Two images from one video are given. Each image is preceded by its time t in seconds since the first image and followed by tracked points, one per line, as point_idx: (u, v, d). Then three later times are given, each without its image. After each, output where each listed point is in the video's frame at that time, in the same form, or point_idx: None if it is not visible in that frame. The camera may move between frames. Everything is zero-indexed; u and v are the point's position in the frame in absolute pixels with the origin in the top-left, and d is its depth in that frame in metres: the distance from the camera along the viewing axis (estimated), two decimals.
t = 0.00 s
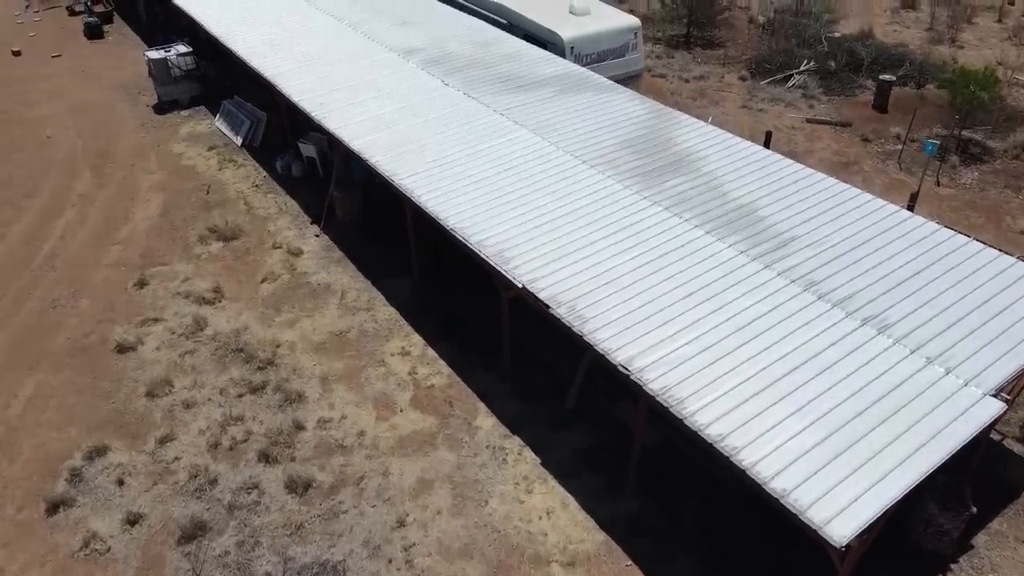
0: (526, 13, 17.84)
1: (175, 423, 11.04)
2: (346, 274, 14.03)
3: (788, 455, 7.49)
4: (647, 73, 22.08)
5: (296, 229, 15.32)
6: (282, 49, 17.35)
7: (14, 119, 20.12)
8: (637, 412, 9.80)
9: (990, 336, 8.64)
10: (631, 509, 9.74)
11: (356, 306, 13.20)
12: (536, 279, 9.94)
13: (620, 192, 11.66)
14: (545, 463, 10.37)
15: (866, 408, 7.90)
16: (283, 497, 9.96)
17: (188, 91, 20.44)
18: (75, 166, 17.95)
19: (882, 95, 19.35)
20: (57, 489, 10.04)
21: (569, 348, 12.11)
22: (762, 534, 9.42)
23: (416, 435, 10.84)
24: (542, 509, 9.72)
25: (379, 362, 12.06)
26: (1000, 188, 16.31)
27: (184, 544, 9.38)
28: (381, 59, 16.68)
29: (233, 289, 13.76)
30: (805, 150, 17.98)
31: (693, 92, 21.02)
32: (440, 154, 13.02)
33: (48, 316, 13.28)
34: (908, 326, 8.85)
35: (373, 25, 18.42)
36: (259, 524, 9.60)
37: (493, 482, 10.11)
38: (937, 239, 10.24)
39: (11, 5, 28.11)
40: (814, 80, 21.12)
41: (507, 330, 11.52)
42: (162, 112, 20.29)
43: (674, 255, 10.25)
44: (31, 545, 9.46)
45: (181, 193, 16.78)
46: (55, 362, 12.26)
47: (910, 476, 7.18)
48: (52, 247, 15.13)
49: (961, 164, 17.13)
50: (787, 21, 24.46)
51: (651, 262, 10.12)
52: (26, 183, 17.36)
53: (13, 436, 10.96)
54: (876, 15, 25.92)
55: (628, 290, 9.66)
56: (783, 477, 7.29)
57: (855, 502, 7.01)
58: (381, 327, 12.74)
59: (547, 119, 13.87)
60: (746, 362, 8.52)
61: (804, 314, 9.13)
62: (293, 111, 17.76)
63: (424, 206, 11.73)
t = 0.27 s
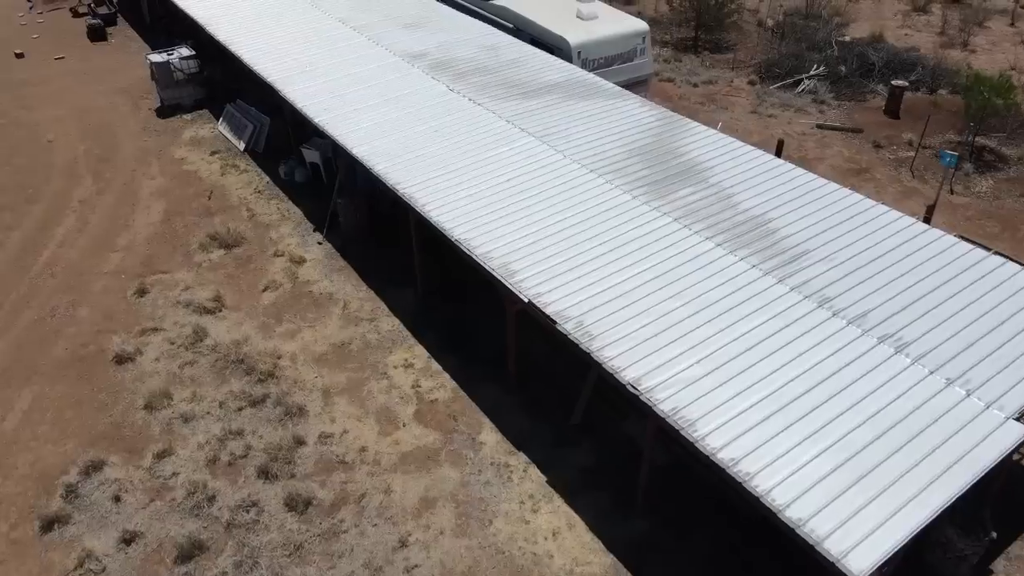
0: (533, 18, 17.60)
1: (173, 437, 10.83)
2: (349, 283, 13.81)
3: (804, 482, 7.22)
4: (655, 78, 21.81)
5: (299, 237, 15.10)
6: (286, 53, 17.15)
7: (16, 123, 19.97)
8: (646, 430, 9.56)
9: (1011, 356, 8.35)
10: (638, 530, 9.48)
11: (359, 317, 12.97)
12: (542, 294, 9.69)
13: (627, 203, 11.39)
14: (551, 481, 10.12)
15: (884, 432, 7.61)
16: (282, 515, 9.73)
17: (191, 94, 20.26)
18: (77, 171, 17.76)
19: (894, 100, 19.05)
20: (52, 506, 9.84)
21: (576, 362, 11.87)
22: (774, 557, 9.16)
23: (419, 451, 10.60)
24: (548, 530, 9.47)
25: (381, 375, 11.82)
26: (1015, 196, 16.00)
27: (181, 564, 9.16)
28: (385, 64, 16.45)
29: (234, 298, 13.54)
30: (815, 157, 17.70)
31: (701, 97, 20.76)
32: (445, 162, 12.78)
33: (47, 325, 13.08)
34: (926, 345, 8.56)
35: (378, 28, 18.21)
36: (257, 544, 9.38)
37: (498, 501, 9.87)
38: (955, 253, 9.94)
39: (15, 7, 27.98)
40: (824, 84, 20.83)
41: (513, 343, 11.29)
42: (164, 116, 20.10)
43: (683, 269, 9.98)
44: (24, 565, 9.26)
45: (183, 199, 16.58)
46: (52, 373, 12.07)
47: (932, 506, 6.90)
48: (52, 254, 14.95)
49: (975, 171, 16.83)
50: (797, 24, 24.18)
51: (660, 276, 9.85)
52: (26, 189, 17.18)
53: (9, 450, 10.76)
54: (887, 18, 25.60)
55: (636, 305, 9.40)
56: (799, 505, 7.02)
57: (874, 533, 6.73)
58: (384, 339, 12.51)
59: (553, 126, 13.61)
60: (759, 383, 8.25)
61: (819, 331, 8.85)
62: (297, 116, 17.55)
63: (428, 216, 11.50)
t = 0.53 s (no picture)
0: (547, 21, 17.35)
1: (177, 449, 10.65)
2: (358, 291, 13.60)
3: (826, 513, 6.93)
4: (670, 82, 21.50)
5: (308, 243, 14.91)
6: (297, 56, 16.97)
7: (26, 125, 19.90)
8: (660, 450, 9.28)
9: None
10: (651, 553, 9.21)
11: (368, 326, 12.76)
12: (555, 309, 9.44)
13: (642, 214, 11.11)
14: (562, 500, 9.86)
15: (911, 461, 7.31)
16: (286, 532, 9.53)
17: (201, 97, 20.17)
18: (86, 174, 17.65)
19: (915, 107, 18.66)
20: (53, 519, 9.68)
21: (589, 376, 11.60)
22: None
23: (426, 467, 10.37)
24: (558, 552, 9.21)
25: (390, 387, 11.60)
26: None
27: None
28: (397, 68, 16.25)
29: (241, 305, 13.36)
30: (834, 165, 17.35)
31: (717, 103, 20.44)
32: (457, 169, 12.54)
33: (52, 332, 12.95)
34: (953, 368, 8.24)
35: (390, 31, 18.00)
36: (260, 562, 9.18)
37: (507, 520, 9.62)
38: (983, 270, 9.60)
39: (29, 7, 27.99)
40: (843, 90, 20.46)
41: (523, 356, 11.04)
42: (175, 118, 19.98)
43: (700, 284, 9.69)
44: None
45: (192, 203, 16.43)
46: (57, 381, 11.92)
47: (961, 541, 6.60)
48: (59, 258, 14.82)
49: (998, 182, 16.45)
50: (815, 28, 23.80)
51: (676, 291, 9.58)
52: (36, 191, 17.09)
53: (11, 460, 10.62)
54: (908, 23, 25.16)
55: (652, 322, 9.13)
56: (821, 538, 6.74)
57: (901, 570, 6.44)
58: (392, 349, 12.30)
59: (567, 133, 13.34)
60: (779, 406, 7.96)
61: (841, 352, 8.54)
62: (307, 120, 17.36)
63: (438, 226, 11.26)
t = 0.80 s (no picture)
0: (563, 26, 17.09)
1: (183, 461, 10.46)
2: (368, 300, 13.39)
3: (852, 548, 6.63)
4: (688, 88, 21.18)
5: (319, 249, 14.72)
6: (311, 59, 16.79)
7: (40, 126, 19.84)
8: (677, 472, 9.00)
9: None
10: None
11: (378, 336, 12.55)
12: (570, 325, 9.18)
13: (660, 226, 10.82)
14: (574, 520, 9.60)
15: (941, 493, 6.99)
16: (292, 549, 9.33)
17: (214, 99, 20.03)
18: (98, 177, 17.55)
19: (939, 115, 18.25)
20: (57, 532, 9.52)
21: (603, 392, 11.33)
22: None
23: (436, 484, 10.13)
24: None
25: (399, 400, 11.37)
26: None
27: None
28: (411, 72, 16.03)
29: (251, 313, 13.18)
30: (856, 174, 16.97)
31: (735, 109, 20.11)
32: (471, 178, 12.29)
33: (60, 337, 12.81)
34: (985, 394, 7.91)
35: (405, 35, 17.81)
36: None
37: (517, 541, 9.36)
38: (1015, 291, 9.25)
39: (45, 7, 28.02)
40: (865, 97, 20.06)
41: (536, 370, 10.80)
42: (188, 120, 19.86)
43: (720, 301, 9.39)
44: None
45: (203, 207, 16.29)
46: (64, 389, 11.78)
47: None
48: (69, 262, 14.71)
49: None
50: (836, 33, 23.39)
51: (694, 308, 9.29)
52: (48, 193, 17.00)
53: (16, 470, 10.48)
54: (931, 28, 24.69)
55: (669, 340, 8.84)
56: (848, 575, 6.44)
57: None
58: (403, 361, 12.07)
59: (583, 141, 13.06)
60: (802, 432, 7.65)
61: (867, 376, 8.22)
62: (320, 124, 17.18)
63: (451, 236, 11.03)
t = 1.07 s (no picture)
0: (581, 30, 16.82)
1: (190, 474, 10.28)
2: (380, 309, 13.18)
3: None
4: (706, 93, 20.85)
5: (330, 256, 14.53)
6: (325, 63, 16.61)
7: (54, 127, 19.79)
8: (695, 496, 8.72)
9: None
10: None
11: (389, 347, 12.33)
12: (586, 343, 8.91)
13: (679, 239, 10.53)
14: (588, 542, 9.33)
15: (975, 529, 6.67)
16: (299, 568, 9.13)
17: (228, 101, 19.92)
18: (110, 179, 17.46)
19: (965, 124, 17.83)
20: (61, 546, 9.37)
21: (618, 408, 11.07)
22: None
23: (446, 501, 9.89)
24: None
25: (410, 414, 11.15)
26: None
27: None
28: (426, 76, 15.81)
29: (261, 321, 13.01)
30: (879, 184, 16.59)
31: (755, 115, 19.76)
32: (485, 186, 12.05)
33: (69, 343, 12.68)
34: (1019, 423, 7.58)
35: (420, 38, 17.59)
36: None
37: (529, 563, 9.11)
38: None
39: (62, 6, 28.05)
40: (888, 104, 19.65)
41: (550, 386, 10.54)
42: (201, 122, 19.74)
43: (742, 319, 9.09)
44: None
45: (215, 211, 16.14)
46: (72, 396, 11.65)
47: None
48: (80, 267, 14.59)
49: None
50: (858, 38, 22.97)
51: (715, 327, 9.00)
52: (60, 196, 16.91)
53: (21, 480, 10.34)
54: (955, 33, 24.21)
55: (689, 360, 8.56)
56: None
57: None
58: (414, 373, 11.85)
59: (600, 150, 12.79)
60: (827, 460, 7.35)
61: (895, 401, 7.91)
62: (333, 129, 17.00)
63: (464, 247, 10.79)
